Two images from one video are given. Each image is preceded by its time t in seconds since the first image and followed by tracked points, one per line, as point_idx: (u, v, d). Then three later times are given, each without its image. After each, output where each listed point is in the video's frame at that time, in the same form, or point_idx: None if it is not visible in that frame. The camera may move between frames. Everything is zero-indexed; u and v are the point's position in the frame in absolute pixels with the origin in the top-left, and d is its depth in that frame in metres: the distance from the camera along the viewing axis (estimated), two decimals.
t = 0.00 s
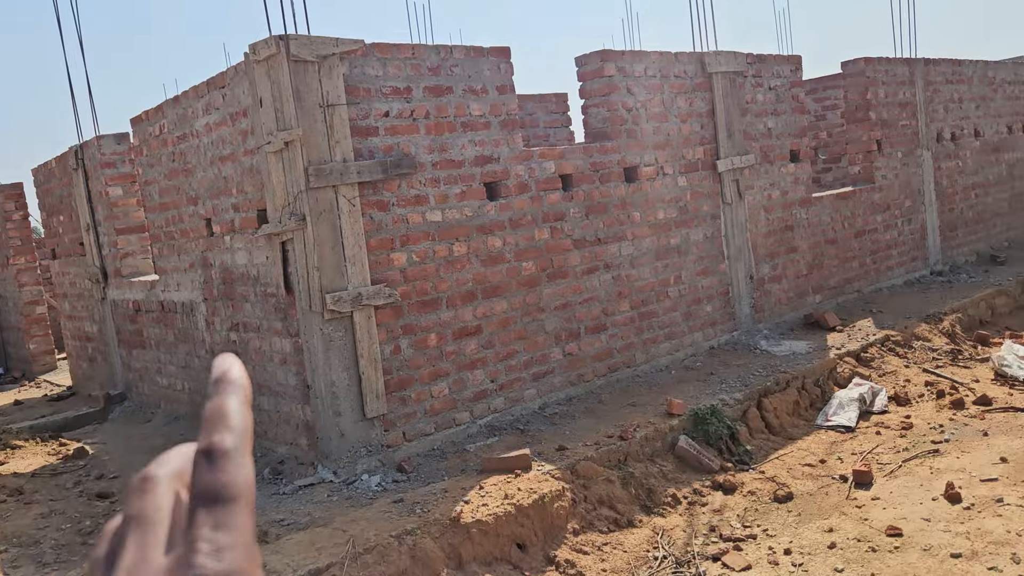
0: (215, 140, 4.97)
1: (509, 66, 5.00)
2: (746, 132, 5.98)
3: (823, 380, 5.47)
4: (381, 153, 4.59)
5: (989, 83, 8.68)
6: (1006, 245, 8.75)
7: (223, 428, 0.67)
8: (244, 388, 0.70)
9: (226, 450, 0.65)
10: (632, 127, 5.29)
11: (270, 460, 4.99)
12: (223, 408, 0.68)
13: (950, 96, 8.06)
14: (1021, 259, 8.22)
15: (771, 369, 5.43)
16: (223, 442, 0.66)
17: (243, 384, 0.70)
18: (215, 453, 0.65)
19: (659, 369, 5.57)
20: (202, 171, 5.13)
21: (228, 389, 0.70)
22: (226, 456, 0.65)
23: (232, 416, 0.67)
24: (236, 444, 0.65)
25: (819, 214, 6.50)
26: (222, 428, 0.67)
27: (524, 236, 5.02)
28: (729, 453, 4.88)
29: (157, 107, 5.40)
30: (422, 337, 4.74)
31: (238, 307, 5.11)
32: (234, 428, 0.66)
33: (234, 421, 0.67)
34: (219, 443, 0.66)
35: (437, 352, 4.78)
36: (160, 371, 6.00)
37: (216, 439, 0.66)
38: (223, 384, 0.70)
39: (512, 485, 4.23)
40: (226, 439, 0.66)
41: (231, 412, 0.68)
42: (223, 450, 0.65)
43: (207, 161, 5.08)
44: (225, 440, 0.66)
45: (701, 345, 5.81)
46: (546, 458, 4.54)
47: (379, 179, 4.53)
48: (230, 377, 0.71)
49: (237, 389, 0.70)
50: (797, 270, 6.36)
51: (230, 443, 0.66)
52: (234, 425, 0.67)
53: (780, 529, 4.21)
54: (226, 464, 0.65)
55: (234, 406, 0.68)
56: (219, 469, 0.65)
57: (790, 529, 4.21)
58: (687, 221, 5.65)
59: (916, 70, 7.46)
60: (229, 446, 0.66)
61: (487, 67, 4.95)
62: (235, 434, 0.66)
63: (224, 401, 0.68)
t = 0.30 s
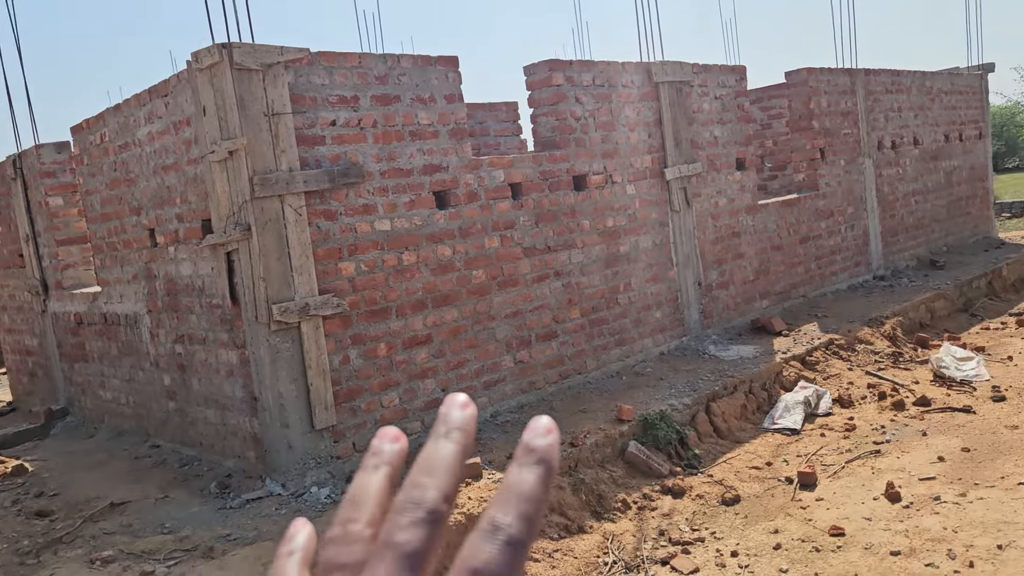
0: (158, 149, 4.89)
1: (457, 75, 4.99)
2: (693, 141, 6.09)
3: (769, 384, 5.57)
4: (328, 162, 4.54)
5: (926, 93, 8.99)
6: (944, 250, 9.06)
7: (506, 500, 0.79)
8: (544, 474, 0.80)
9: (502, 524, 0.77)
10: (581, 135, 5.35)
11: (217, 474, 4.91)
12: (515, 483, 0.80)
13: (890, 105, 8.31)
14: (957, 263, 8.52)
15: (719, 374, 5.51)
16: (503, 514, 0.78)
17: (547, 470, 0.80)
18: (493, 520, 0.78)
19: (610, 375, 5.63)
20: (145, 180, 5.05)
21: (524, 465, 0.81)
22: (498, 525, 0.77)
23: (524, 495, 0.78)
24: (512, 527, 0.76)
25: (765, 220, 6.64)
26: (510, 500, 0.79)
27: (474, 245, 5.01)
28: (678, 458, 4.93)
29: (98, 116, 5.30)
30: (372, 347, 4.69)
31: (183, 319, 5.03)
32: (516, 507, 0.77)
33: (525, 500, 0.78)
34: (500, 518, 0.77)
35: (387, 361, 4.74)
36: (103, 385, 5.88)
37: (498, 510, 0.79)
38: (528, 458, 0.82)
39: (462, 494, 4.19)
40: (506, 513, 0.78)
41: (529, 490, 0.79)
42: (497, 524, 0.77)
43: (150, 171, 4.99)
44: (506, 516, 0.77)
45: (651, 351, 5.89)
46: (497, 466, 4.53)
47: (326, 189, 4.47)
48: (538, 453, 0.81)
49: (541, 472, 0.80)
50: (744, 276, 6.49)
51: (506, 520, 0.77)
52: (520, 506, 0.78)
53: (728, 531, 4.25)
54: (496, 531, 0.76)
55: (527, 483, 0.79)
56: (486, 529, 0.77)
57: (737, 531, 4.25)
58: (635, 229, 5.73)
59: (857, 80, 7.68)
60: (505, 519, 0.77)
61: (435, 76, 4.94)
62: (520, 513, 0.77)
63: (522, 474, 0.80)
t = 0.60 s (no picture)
0: (100, 158, 4.80)
1: (406, 83, 4.96)
2: (643, 150, 6.20)
3: (719, 389, 5.64)
4: (275, 170, 4.46)
5: (871, 103, 9.26)
6: (889, 256, 9.32)
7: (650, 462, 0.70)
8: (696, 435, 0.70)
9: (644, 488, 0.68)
10: (531, 144, 5.40)
11: (164, 488, 4.80)
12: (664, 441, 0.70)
13: (836, 114, 8.54)
14: (901, 269, 8.79)
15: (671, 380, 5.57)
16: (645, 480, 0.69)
17: (697, 430, 0.70)
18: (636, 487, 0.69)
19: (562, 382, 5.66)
20: (87, 189, 4.95)
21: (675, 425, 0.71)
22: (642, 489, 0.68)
23: (677, 457, 0.69)
24: (659, 495, 0.67)
25: (715, 227, 6.78)
26: (660, 461, 0.69)
27: (425, 253, 4.98)
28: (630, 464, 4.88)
29: (38, 123, 5.19)
30: (322, 357, 4.61)
31: (128, 330, 4.94)
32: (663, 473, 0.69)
33: (673, 465, 0.69)
34: (640, 486, 0.68)
35: (337, 371, 4.66)
36: (45, 398, 5.77)
37: (640, 475, 0.69)
38: (676, 416, 0.71)
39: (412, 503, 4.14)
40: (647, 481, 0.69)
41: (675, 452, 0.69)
42: (637, 493, 0.68)
43: (92, 180, 4.90)
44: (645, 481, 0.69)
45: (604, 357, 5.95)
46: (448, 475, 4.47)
47: (273, 198, 4.39)
48: (689, 408, 0.71)
49: (691, 431, 0.70)
50: (695, 282, 6.61)
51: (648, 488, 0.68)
52: (665, 471, 0.69)
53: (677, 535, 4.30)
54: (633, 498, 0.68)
55: (674, 446, 0.70)
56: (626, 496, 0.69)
57: (686, 535, 4.29)
58: (587, 236, 5.80)
59: (802, 90, 7.89)
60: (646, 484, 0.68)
61: (384, 85, 4.90)
62: (664, 477, 0.68)
63: (672, 433, 0.70)
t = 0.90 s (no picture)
0: (50, 163, 4.70)
1: (365, 89, 4.93)
2: (602, 156, 6.28)
3: (679, 393, 5.69)
4: (230, 177, 4.37)
5: (825, 111, 9.46)
6: (845, 261, 9.53)
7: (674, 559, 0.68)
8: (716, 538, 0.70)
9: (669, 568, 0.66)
10: (491, 150, 5.42)
11: (117, 500, 4.67)
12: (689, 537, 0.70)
13: (792, 122, 8.72)
14: (856, 273, 8.99)
15: (631, 385, 5.59)
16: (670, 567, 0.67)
17: (720, 531, 0.71)
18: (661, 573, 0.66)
19: (524, 388, 5.68)
20: (37, 196, 4.85)
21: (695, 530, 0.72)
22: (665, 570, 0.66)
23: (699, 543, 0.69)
24: None
25: (674, 233, 6.90)
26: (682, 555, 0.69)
27: (385, 259, 4.95)
28: (591, 468, 4.96)
29: None
30: (279, 365, 4.52)
31: (80, 339, 4.84)
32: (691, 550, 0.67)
33: (699, 561, 0.67)
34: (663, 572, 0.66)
35: (295, 379, 4.58)
36: None
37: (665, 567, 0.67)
38: (693, 526, 0.72)
39: (371, 512, 4.04)
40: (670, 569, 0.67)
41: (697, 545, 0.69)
42: None
43: (42, 186, 4.80)
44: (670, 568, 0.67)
45: (565, 362, 5.99)
46: (407, 483, 4.41)
47: (228, 205, 4.31)
48: (706, 518, 0.72)
49: (711, 535, 0.70)
50: (655, 287, 6.72)
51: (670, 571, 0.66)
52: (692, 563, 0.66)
53: (636, 539, 4.25)
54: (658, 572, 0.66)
55: (702, 544, 0.69)
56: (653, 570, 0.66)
57: (646, 539, 4.25)
58: (547, 242, 5.84)
59: (759, 97, 8.06)
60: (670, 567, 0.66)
61: (342, 91, 4.86)
62: (690, 568, 0.66)
63: (697, 532, 0.70)
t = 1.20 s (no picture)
0: (13, 167, 4.62)
1: (334, 93, 4.90)
2: (573, 160, 6.33)
3: (649, 396, 5.73)
4: (198, 181, 4.31)
5: (792, 116, 9.57)
6: (813, 264, 9.66)
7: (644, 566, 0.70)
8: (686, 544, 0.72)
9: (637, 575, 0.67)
10: (462, 154, 5.42)
11: (82, 509, 4.58)
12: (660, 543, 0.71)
13: (761, 127, 8.81)
14: (823, 276, 9.12)
15: (602, 388, 5.62)
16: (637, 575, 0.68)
17: (692, 538, 0.73)
18: None
19: (495, 392, 5.68)
20: None
21: (665, 535, 0.74)
22: None
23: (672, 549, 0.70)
24: None
25: (644, 237, 6.96)
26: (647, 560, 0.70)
27: (355, 264, 4.92)
28: (562, 472, 4.96)
29: None
30: (248, 371, 4.47)
31: (44, 345, 4.76)
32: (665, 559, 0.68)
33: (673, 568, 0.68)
34: None
35: (264, 385, 4.53)
36: None
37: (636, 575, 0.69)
38: (664, 532, 0.74)
39: (342, 518, 4.00)
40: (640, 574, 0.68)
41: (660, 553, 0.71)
42: None
43: (5, 189, 4.72)
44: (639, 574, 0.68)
45: (537, 366, 6.01)
46: (378, 488, 4.37)
47: (196, 209, 4.25)
48: (677, 524, 0.74)
49: (685, 541, 0.72)
50: (626, 291, 6.78)
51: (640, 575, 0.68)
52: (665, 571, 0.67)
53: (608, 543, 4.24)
54: None
55: (673, 551, 0.71)
56: None
57: (618, 542, 4.24)
58: (518, 246, 5.85)
59: (727, 103, 8.14)
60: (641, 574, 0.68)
61: (311, 94, 4.83)
62: None
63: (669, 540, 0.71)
